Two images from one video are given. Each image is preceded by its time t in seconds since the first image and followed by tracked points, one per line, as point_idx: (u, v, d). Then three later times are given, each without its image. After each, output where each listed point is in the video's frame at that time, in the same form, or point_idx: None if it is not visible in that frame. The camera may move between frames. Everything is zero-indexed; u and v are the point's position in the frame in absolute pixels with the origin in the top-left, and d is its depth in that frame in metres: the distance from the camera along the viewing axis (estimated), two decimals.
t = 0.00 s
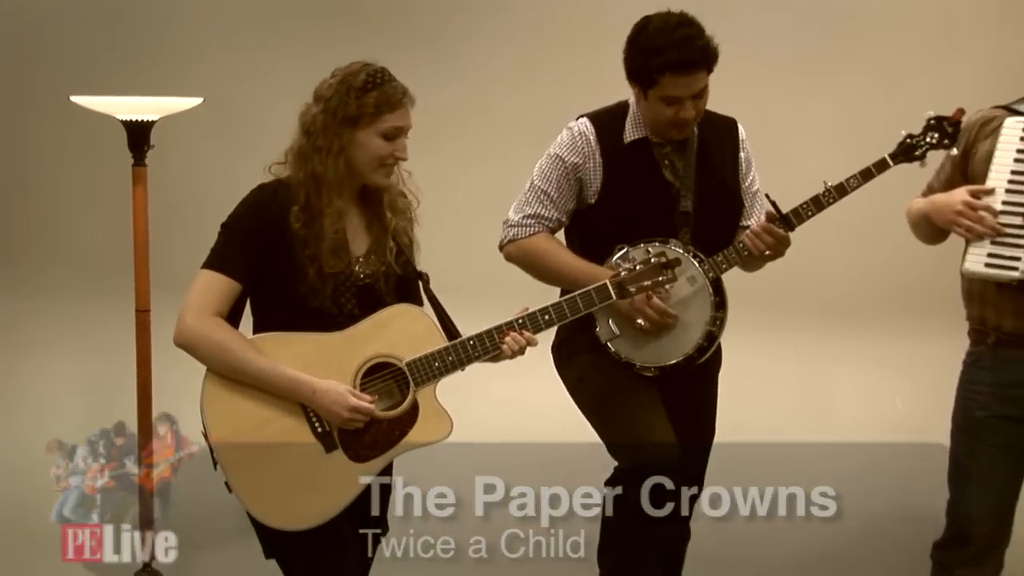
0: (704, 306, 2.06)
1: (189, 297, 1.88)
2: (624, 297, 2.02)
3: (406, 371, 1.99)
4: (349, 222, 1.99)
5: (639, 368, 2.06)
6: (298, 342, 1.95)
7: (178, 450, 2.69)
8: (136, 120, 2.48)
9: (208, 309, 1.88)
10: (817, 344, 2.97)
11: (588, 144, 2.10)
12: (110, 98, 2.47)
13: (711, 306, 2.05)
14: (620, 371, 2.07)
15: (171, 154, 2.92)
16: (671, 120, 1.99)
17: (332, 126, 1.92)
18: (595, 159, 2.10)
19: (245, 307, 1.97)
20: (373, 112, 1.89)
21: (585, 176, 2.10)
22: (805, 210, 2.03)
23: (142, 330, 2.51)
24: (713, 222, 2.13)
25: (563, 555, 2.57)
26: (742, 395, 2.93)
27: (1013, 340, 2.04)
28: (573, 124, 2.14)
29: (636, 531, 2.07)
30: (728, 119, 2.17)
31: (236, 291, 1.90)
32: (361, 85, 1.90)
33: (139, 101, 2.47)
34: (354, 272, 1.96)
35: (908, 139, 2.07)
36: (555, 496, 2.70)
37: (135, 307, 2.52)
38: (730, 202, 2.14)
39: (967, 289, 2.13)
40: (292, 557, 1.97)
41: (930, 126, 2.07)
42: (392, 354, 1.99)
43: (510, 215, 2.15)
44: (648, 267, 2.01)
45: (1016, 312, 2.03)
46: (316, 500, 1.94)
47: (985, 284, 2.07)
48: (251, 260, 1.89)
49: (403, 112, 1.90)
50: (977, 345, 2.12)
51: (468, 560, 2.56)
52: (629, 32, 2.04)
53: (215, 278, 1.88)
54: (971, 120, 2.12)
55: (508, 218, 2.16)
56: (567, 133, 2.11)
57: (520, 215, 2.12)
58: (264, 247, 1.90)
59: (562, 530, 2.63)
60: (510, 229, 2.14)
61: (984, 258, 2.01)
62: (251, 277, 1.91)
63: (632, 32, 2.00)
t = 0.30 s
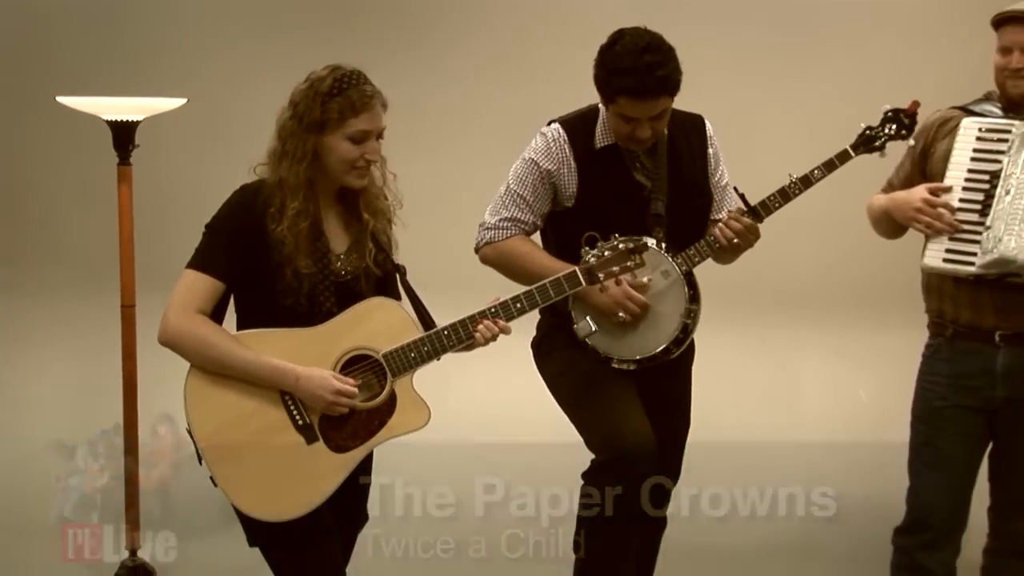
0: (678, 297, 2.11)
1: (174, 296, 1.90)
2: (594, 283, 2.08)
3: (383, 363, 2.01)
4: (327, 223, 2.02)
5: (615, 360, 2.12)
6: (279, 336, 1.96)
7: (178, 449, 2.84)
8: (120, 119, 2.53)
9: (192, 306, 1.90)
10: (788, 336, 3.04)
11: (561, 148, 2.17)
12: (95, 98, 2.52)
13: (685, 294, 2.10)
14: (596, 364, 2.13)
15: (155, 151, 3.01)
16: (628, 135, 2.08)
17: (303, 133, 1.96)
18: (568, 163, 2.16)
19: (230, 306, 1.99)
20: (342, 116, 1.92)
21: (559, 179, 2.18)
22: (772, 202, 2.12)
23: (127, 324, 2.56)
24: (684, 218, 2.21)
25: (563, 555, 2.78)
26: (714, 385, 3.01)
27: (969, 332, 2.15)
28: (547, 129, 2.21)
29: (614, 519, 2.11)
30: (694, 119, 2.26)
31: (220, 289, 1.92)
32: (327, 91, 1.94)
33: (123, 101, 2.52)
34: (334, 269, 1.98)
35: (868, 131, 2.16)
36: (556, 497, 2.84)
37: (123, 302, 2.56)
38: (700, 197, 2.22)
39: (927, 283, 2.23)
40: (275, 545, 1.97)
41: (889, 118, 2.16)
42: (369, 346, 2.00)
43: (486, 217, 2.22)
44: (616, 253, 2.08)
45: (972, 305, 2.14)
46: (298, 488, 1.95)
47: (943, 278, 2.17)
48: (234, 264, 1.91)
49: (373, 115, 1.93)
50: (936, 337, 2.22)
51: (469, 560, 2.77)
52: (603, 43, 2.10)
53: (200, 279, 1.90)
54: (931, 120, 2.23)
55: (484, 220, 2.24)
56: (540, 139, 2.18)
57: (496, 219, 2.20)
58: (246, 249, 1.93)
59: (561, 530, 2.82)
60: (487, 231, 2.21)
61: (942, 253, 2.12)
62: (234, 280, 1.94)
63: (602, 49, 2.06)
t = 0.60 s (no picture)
0: (642, 291, 2.20)
1: (160, 292, 1.91)
2: (571, 280, 2.17)
3: (366, 355, 2.06)
4: (305, 220, 2.04)
5: (576, 351, 2.19)
6: (263, 330, 1.99)
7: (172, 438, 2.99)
8: (107, 118, 2.60)
9: (178, 303, 1.90)
10: (744, 325, 3.31)
11: (534, 143, 2.24)
12: (80, 97, 2.57)
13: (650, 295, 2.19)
14: (567, 358, 2.20)
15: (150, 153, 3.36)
16: (602, 130, 2.14)
17: (283, 136, 1.97)
18: (541, 158, 2.23)
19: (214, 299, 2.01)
20: (317, 129, 1.94)
21: (531, 173, 2.24)
22: (739, 208, 2.22)
23: (112, 318, 2.62)
24: (653, 216, 2.29)
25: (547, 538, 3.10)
26: (680, 376, 3.23)
27: (928, 324, 2.10)
28: (521, 125, 2.28)
29: (578, 510, 2.13)
30: (665, 121, 2.34)
31: (204, 285, 1.93)
32: (309, 100, 1.95)
33: (108, 102, 2.57)
34: (314, 264, 2.01)
35: (836, 149, 2.15)
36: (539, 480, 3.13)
37: (107, 296, 2.63)
38: (670, 197, 2.30)
39: (886, 276, 2.19)
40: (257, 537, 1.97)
41: (856, 140, 2.16)
42: (351, 340, 2.05)
43: (461, 210, 2.29)
44: (592, 252, 2.15)
45: (933, 298, 2.10)
46: (284, 480, 1.97)
47: (902, 271, 2.13)
48: (217, 263, 1.92)
49: (351, 131, 1.94)
50: (895, 327, 2.16)
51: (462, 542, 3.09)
52: (579, 42, 2.16)
53: (185, 275, 1.90)
54: (890, 121, 2.19)
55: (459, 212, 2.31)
56: (514, 134, 2.26)
57: (471, 211, 2.27)
58: (227, 246, 1.93)
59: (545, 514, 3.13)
60: (463, 223, 2.29)
61: (903, 248, 2.07)
62: (216, 277, 1.95)
63: (579, 47, 2.13)
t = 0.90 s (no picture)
0: (603, 283, 2.28)
1: (139, 288, 1.96)
2: (539, 276, 2.25)
3: (342, 350, 2.11)
4: (281, 218, 2.11)
5: (541, 342, 2.27)
6: (240, 325, 2.05)
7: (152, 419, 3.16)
8: (83, 118, 2.65)
9: (157, 299, 1.95)
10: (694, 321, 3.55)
11: (500, 141, 2.32)
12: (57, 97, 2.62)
13: (611, 285, 2.27)
14: (533, 352, 2.29)
15: (122, 154, 3.58)
16: (569, 125, 2.22)
17: (253, 133, 2.03)
18: (506, 155, 2.32)
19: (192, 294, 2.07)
20: (283, 122, 1.99)
21: (496, 170, 2.33)
22: (696, 198, 2.29)
23: (92, 312, 2.69)
24: (614, 213, 2.38)
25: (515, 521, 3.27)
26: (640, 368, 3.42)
27: (881, 318, 2.14)
28: (488, 124, 2.37)
29: (544, 499, 2.20)
30: (628, 124, 2.43)
31: (183, 281, 1.98)
32: (274, 94, 2.00)
33: (83, 101, 2.62)
34: (289, 259, 2.08)
35: (786, 139, 2.21)
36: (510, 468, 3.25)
37: (87, 291, 2.68)
38: (631, 195, 2.39)
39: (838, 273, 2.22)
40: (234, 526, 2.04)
41: (806, 129, 2.21)
42: (325, 334, 2.11)
43: (431, 207, 2.38)
44: (562, 250, 2.24)
45: (885, 293, 2.13)
46: (260, 471, 2.02)
47: (856, 267, 2.16)
48: (195, 259, 1.98)
49: (316, 122, 1.99)
50: (847, 321, 2.21)
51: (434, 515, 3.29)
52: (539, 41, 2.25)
53: (164, 272, 1.96)
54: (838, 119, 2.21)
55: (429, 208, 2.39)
56: (481, 133, 2.34)
57: (439, 207, 2.36)
58: (204, 242, 1.98)
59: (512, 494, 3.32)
60: (431, 220, 2.37)
61: (857, 245, 2.09)
62: (195, 274, 2.01)
63: (538, 47, 2.21)
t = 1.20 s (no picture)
0: (571, 282, 2.35)
1: (114, 286, 2.02)
2: (506, 271, 2.31)
3: (313, 344, 2.19)
4: (255, 216, 2.18)
5: (511, 337, 2.35)
6: (213, 320, 2.12)
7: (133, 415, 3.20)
8: (62, 119, 2.72)
9: (131, 296, 2.02)
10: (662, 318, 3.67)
11: (472, 142, 2.39)
12: (35, 98, 2.68)
13: (579, 284, 2.35)
14: (504, 347, 2.36)
15: (97, 152, 3.63)
16: (547, 124, 2.29)
17: (228, 136, 2.10)
18: (477, 156, 2.39)
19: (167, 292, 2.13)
20: (257, 125, 2.06)
21: (468, 170, 2.40)
22: (661, 200, 2.35)
23: (71, 310, 2.74)
24: (582, 211, 2.46)
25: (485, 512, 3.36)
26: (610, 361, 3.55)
27: (829, 310, 2.22)
28: (461, 125, 2.44)
29: (512, 488, 2.28)
30: (596, 126, 2.52)
31: (157, 279, 2.04)
32: (248, 98, 2.07)
33: (61, 102, 2.68)
34: (261, 256, 2.15)
35: (749, 144, 2.26)
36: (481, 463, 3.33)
37: (66, 289, 2.74)
38: (598, 194, 2.47)
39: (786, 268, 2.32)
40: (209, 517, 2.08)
41: (767, 134, 2.26)
42: (297, 329, 2.18)
43: (405, 206, 2.45)
44: (527, 245, 2.32)
45: (834, 287, 2.22)
46: (235, 463, 2.07)
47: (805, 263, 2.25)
48: (170, 258, 2.04)
49: (288, 125, 2.06)
50: (796, 316, 2.29)
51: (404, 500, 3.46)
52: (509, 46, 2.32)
53: (139, 270, 2.02)
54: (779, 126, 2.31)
55: (403, 207, 2.46)
56: (453, 134, 2.41)
57: (413, 206, 2.43)
58: (179, 242, 2.05)
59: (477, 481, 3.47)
60: (405, 218, 2.45)
61: (807, 244, 2.18)
62: (170, 273, 2.07)
63: (510, 51, 2.29)
